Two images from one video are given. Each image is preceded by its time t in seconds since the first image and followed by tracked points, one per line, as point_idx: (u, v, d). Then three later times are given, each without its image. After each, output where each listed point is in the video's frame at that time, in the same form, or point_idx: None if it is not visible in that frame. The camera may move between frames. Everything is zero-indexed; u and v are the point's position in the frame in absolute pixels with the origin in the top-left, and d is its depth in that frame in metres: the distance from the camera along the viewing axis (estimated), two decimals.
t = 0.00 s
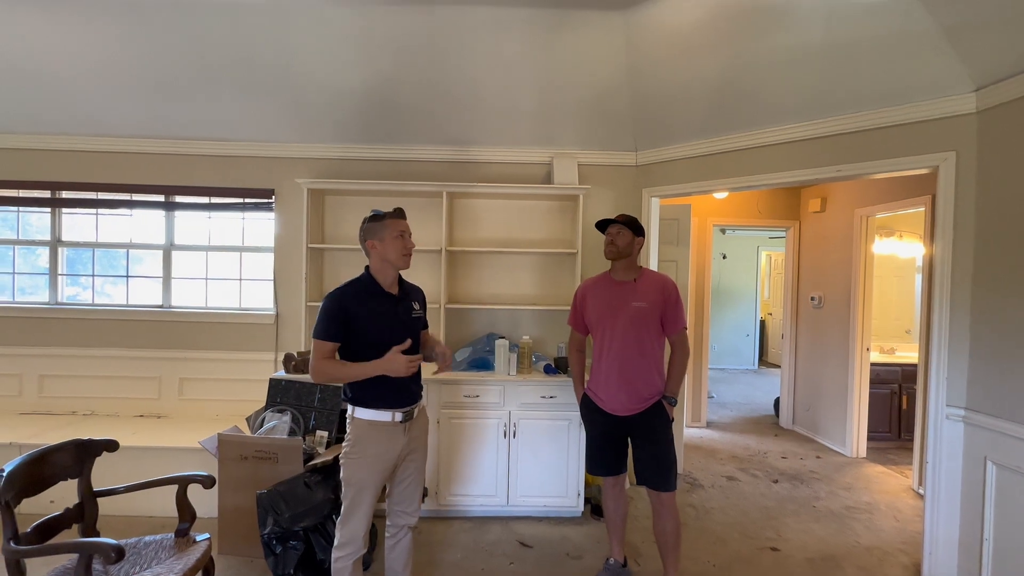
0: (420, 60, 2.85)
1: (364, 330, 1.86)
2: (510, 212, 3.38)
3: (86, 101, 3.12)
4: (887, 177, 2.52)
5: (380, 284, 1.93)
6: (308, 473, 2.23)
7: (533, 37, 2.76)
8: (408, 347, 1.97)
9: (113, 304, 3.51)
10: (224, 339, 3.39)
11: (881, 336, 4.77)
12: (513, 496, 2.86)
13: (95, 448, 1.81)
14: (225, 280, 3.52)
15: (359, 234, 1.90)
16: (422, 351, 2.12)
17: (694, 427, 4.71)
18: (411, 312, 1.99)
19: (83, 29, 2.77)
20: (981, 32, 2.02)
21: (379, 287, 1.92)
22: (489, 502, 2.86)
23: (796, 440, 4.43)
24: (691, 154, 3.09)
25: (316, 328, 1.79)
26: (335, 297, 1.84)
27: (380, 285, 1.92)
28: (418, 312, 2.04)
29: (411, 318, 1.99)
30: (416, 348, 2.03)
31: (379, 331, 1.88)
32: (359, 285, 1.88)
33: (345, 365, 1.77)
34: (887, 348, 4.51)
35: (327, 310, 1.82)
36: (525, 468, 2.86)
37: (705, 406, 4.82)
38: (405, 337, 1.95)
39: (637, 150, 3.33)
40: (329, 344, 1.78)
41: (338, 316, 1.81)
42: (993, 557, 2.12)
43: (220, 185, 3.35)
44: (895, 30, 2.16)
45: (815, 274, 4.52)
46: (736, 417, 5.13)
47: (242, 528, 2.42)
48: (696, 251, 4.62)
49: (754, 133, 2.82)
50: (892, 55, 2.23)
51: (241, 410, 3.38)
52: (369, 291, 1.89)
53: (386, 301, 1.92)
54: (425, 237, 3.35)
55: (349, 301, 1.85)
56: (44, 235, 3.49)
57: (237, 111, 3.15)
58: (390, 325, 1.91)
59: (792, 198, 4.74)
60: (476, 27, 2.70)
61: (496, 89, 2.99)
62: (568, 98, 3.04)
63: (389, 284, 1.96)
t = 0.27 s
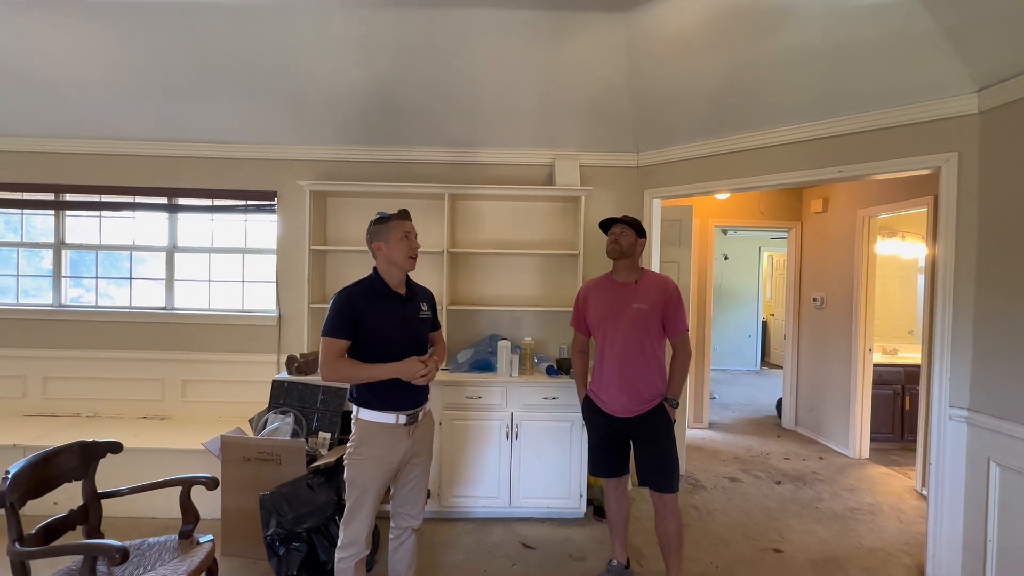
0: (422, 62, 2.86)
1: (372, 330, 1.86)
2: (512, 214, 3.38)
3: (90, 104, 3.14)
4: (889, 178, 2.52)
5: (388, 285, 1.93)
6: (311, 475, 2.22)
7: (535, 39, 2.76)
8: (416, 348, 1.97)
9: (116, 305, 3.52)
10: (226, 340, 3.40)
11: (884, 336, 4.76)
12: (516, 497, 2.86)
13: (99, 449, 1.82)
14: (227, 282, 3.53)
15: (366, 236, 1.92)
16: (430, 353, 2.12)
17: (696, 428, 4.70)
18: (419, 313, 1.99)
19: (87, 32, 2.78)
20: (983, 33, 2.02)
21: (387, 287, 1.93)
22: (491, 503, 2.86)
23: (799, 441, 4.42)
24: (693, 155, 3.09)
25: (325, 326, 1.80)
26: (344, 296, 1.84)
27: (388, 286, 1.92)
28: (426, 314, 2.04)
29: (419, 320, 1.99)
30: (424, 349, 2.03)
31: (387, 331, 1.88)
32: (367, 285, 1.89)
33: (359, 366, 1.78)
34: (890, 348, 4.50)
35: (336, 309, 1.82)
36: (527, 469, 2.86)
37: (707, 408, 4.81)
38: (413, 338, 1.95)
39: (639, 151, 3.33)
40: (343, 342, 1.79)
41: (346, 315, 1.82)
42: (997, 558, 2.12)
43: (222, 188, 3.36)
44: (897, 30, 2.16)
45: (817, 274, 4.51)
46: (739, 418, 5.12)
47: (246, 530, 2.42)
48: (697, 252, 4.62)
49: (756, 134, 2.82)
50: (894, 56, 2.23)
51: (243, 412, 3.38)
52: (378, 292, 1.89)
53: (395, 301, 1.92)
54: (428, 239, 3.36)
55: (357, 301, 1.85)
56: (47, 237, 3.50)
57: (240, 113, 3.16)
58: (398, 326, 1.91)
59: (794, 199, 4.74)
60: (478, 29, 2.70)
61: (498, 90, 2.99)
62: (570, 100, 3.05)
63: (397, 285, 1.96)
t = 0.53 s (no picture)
0: (423, 66, 2.87)
1: (376, 333, 1.87)
2: (514, 217, 3.39)
3: (93, 109, 3.15)
4: (890, 180, 2.52)
5: (391, 289, 1.94)
6: (315, 478, 2.23)
7: (536, 43, 2.77)
8: (420, 352, 1.97)
9: (119, 309, 3.54)
10: (228, 344, 3.40)
11: (885, 337, 4.76)
12: (518, 500, 2.86)
13: (103, 454, 1.83)
14: (230, 286, 3.54)
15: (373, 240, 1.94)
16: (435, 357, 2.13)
17: (698, 430, 4.70)
18: (423, 316, 2.00)
19: (91, 38, 2.80)
20: (983, 35, 2.03)
21: (391, 291, 1.93)
22: (494, 506, 2.86)
23: (801, 443, 4.41)
24: (694, 157, 3.09)
25: (330, 328, 1.81)
26: (348, 299, 1.85)
27: (392, 290, 1.93)
28: (431, 317, 2.04)
29: (423, 323, 1.98)
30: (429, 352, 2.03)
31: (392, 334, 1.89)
32: (372, 289, 1.90)
33: (363, 368, 1.78)
34: (892, 350, 4.50)
35: (340, 312, 1.83)
36: (530, 472, 2.86)
37: (710, 410, 4.81)
38: (417, 342, 1.95)
39: (640, 154, 3.34)
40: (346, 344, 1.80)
41: (350, 318, 1.82)
42: (1001, 560, 2.11)
43: (225, 192, 3.37)
44: (896, 33, 2.16)
45: (819, 276, 4.51)
46: (741, 420, 5.11)
47: (249, 533, 2.43)
48: (699, 255, 4.62)
49: (757, 136, 2.83)
50: (894, 58, 2.24)
51: (246, 416, 3.39)
52: (382, 295, 1.90)
53: (399, 305, 1.93)
54: (429, 242, 3.37)
55: (360, 305, 1.86)
56: (51, 241, 3.52)
57: (242, 118, 3.17)
58: (403, 329, 1.91)
59: (795, 200, 4.74)
60: (479, 33, 2.72)
61: (499, 94, 3.00)
62: (571, 103, 3.06)
63: (401, 289, 1.96)
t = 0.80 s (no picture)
0: (423, 70, 2.88)
1: (377, 337, 1.87)
2: (514, 219, 3.40)
3: (95, 115, 3.17)
4: (890, 181, 2.52)
5: (393, 293, 1.93)
6: (316, 482, 2.22)
7: (536, 46, 2.78)
8: (421, 356, 1.97)
9: (120, 313, 3.54)
10: (229, 348, 3.41)
11: (887, 338, 4.75)
12: (520, 503, 2.86)
13: (105, 458, 1.83)
14: (231, 289, 3.55)
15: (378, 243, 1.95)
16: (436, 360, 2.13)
17: (700, 432, 4.69)
18: (425, 320, 1.99)
19: (92, 43, 2.82)
20: (981, 37, 2.03)
21: (392, 295, 1.93)
22: (496, 509, 2.86)
23: (803, 444, 4.41)
24: (693, 159, 3.10)
25: (331, 332, 1.82)
26: (349, 303, 1.86)
27: (394, 294, 1.93)
28: (433, 321, 2.04)
29: (424, 327, 1.98)
30: (430, 356, 2.03)
31: (392, 339, 1.89)
32: (373, 292, 1.91)
33: (361, 372, 1.79)
34: (893, 351, 4.49)
35: (341, 316, 1.84)
36: (531, 475, 2.86)
37: (711, 411, 4.81)
38: (418, 346, 1.95)
39: (640, 156, 3.34)
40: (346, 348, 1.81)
41: (351, 322, 1.83)
42: (1004, 562, 2.11)
43: (226, 196, 3.38)
44: (894, 35, 2.17)
45: (819, 277, 4.51)
46: (742, 422, 5.11)
47: (250, 537, 2.43)
48: (699, 256, 4.63)
49: (756, 138, 2.83)
50: (894, 59, 2.24)
51: (247, 419, 3.39)
52: (384, 299, 1.90)
53: (400, 309, 1.93)
54: (430, 245, 3.37)
55: (361, 308, 1.86)
56: (52, 246, 3.53)
57: (243, 122, 3.18)
58: (404, 334, 1.91)
59: (795, 202, 4.75)
60: (478, 37, 2.73)
61: (498, 97, 3.01)
62: (570, 106, 3.07)
63: (403, 294, 1.96)
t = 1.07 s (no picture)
0: (422, 74, 2.89)
1: (377, 342, 1.87)
2: (514, 223, 3.40)
3: (96, 120, 3.18)
4: (889, 183, 2.53)
5: (394, 296, 1.93)
6: (316, 486, 2.21)
7: (535, 50, 2.80)
8: (421, 360, 1.97)
9: (121, 318, 3.55)
10: (230, 352, 3.41)
11: (888, 340, 4.75)
12: (521, 507, 2.85)
13: (106, 464, 1.83)
14: (231, 294, 3.55)
15: (380, 244, 1.92)
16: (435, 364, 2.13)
17: (701, 435, 4.68)
18: (425, 324, 2.00)
19: (93, 49, 2.83)
20: (979, 40, 2.04)
21: (393, 299, 1.93)
22: (497, 513, 2.85)
23: (805, 446, 4.40)
24: (693, 162, 3.10)
25: (331, 337, 1.82)
26: (350, 307, 1.86)
27: (394, 298, 1.93)
28: (432, 326, 2.04)
29: (424, 332, 1.99)
30: (430, 360, 2.03)
31: (393, 343, 1.89)
32: (374, 297, 1.91)
33: (361, 377, 1.79)
34: (894, 353, 4.49)
35: (341, 320, 1.84)
36: (532, 478, 2.85)
37: (712, 414, 4.80)
38: (418, 350, 1.95)
39: (639, 159, 3.35)
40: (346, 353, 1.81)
41: (351, 326, 1.83)
42: (1007, 564, 2.10)
43: (226, 200, 3.39)
44: (892, 38, 2.18)
45: (819, 279, 4.51)
46: (743, 424, 5.10)
47: (251, 542, 2.42)
48: (699, 259, 4.63)
49: (755, 140, 2.84)
50: (892, 62, 2.25)
51: (247, 424, 3.39)
52: (384, 303, 1.90)
53: (400, 314, 1.92)
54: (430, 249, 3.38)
55: (362, 313, 1.86)
56: (53, 251, 3.53)
57: (244, 127, 3.19)
58: (404, 338, 1.91)
59: (795, 204, 4.75)
60: (477, 41, 2.74)
61: (498, 101, 3.02)
62: (570, 110, 3.08)
63: (403, 298, 1.96)
